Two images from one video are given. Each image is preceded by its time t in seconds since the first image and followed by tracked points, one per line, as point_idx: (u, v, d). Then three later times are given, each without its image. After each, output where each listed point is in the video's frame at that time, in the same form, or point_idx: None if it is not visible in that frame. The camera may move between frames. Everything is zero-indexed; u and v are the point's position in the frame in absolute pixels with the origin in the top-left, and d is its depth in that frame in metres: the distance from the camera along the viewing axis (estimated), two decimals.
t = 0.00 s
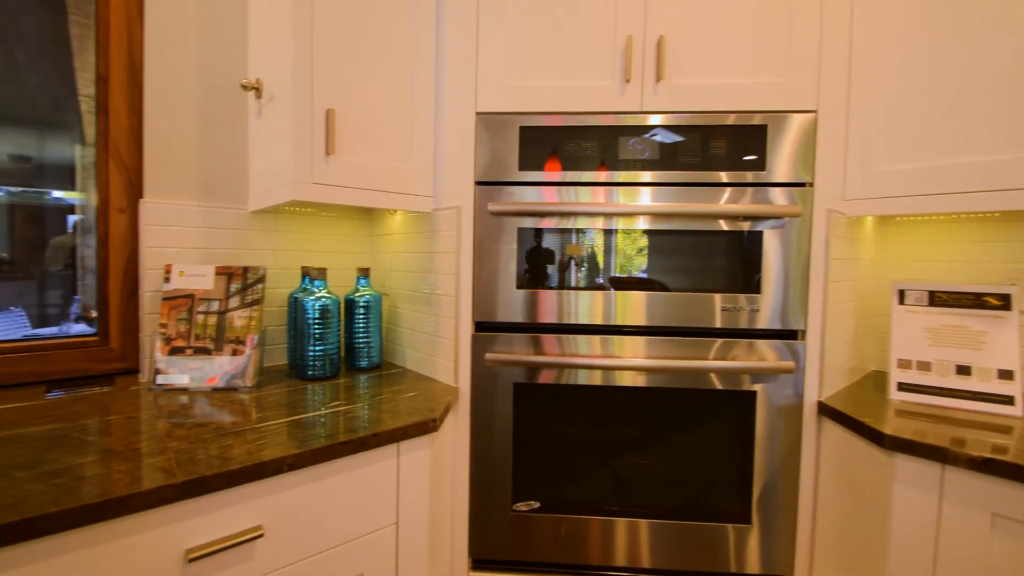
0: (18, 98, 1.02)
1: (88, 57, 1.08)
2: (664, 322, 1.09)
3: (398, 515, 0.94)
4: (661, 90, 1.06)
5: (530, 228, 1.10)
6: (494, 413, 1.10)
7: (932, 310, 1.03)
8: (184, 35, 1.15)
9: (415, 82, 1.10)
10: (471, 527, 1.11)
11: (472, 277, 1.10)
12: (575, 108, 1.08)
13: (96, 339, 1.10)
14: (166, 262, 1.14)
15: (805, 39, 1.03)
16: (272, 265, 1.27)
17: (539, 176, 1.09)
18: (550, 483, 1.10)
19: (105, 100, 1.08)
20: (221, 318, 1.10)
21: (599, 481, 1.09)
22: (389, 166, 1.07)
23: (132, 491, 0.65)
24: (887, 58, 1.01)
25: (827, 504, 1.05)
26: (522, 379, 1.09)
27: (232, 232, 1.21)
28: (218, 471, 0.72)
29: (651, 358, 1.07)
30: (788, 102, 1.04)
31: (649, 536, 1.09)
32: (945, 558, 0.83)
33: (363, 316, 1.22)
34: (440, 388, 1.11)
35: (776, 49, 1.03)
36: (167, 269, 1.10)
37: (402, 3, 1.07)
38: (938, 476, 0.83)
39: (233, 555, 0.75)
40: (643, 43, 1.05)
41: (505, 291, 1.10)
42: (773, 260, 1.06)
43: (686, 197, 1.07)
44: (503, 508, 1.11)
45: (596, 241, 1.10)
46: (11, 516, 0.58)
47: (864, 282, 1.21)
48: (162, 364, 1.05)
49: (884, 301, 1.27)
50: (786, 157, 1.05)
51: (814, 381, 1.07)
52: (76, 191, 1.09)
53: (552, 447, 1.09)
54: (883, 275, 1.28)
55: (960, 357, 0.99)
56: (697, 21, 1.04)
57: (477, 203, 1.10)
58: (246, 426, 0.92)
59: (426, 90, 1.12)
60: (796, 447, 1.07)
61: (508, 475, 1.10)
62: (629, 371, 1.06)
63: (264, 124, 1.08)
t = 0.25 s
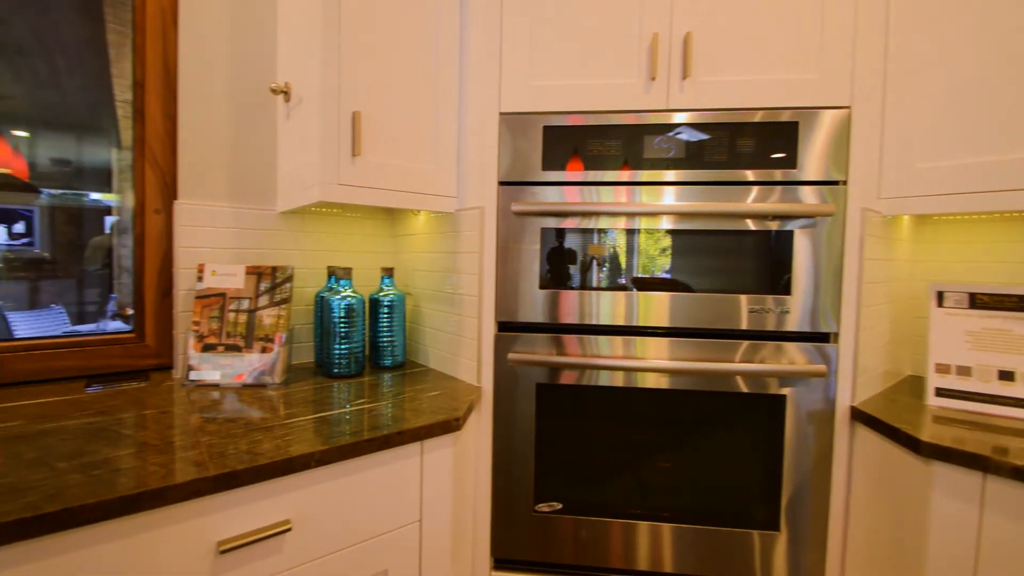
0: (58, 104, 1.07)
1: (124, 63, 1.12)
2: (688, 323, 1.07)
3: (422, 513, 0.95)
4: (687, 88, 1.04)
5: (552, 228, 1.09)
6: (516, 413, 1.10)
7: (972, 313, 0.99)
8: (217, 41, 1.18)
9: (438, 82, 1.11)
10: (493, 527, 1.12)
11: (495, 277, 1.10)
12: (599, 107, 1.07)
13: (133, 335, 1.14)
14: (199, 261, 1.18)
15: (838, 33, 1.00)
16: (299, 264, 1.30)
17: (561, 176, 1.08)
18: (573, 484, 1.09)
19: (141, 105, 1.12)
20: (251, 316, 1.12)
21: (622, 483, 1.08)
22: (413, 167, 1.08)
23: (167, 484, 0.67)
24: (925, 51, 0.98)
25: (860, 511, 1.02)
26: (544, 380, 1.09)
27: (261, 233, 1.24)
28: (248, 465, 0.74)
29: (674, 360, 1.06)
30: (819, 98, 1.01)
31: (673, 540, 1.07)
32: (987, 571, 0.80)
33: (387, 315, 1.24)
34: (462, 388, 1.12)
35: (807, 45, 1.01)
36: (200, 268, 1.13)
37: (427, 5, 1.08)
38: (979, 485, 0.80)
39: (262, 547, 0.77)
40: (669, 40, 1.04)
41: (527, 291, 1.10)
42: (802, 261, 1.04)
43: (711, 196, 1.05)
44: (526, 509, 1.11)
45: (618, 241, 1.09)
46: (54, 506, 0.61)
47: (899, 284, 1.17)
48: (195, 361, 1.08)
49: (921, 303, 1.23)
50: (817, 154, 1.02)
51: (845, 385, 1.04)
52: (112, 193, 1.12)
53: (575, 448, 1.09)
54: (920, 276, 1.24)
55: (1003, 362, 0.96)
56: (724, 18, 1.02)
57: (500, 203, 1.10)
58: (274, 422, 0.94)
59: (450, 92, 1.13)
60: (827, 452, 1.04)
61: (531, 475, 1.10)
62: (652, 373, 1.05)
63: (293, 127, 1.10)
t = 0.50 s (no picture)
0: (89, 108, 1.10)
1: (152, 67, 1.15)
2: (707, 325, 1.05)
3: (441, 512, 0.95)
4: (709, 85, 1.03)
5: (569, 228, 1.09)
6: (534, 414, 1.10)
7: (1006, 316, 0.96)
8: (242, 45, 1.21)
9: (458, 83, 1.11)
10: (511, 527, 1.12)
11: (514, 278, 1.10)
12: (619, 106, 1.06)
13: (160, 333, 1.17)
14: (223, 261, 1.20)
15: (866, 28, 0.98)
16: (320, 264, 1.32)
17: (579, 176, 1.08)
18: (591, 486, 1.09)
19: (168, 109, 1.15)
20: (274, 315, 1.14)
21: (641, 485, 1.07)
22: (432, 167, 1.09)
23: (194, 478, 0.69)
24: (958, 44, 0.94)
25: (888, 519, 1.00)
26: (560, 380, 1.09)
27: (283, 233, 1.26)
28: (272, 461, 0.75)
29: (694, 361, 1.04)
30: (846, 95, 0.99)
31: (693, 544, 1.06)
32: None
33: (406, 315, 1.25)
34: (480, 388, 1.12)
35: (833, 40, 0.99)
36: (225, 268, 1.16)
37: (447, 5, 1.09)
38: (1016, 494, 0.77)
39: (284, 542, 0.78)
40: (690, 38, 1.03)
41: (544, 291, 1.10)
42: (827, 261, 1.01)
43: (732, 195, 1.03)
44: (544, 509, 1.10)
45: (636, 241, 1.08)
46: (87, 498, 0.62)
47: (930, 285, 1.13)
48: (220, 358, 1.11)
49: (953, 305, 1.19)
50: (842, 152, 1.00)
51: (872, 389, 1.01)
52: (140, 195, 1.16)
53: (593, 449, 1.08)
54: (951, 277, 1.20)
55: None
56: (747, 14, 1.01)
57: (518, 203, 1.10)
58: (296, 419, 0.95)
59: (469, 92, 1.13)
60: (853, 458, 1.02)
61: (549, 476, 1.10)
62: (671, 375, 1.04)
63: (315, 129, 1.12)
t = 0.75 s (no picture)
0: (123, 113, 1.14)
1: (183, 73, 1.18)
2: (733, 326, 1.03)
3: (463, 511, 0.95)
4: (737, 82, 1.01)
5: (591, 228, 1.08)
6: (555, 415, 1.09)
7: None
8: (270, 49, 1.24)
9: (480, 83, 1.12)
10: (533, 528, 1.11)
11: (536, 278, 1.10)
12: (643, 104, 1.05)
13: (192, 330, 1.21)
14: (252, 261, 1.23)
15: (901, 21, 0.95)
16: (345, 264, 1.34)
17: (602, 176, 1.07)
18: (614, 488, 1.08)
19: (199, 112, 1.18)
20: (301, 313, 1.17)
21: (663, 488, 1.06)
22: (455, 168, 1.10)
23: (225, 472, 0.71)
24: (1002, 35, 0.90)
25: (924, 528, 0.96)
26: (581, 381, 1.08)
27: (309, 233, 1.28)
28: (299, 457, 0.77)
29: (719, 364, 1.02)
30: (880, 90, 0.96)
31: (717, 550, 1.04)
32: None
33: (429, 314, 1.26)
34: (502, 387, 1.12)
35: (866, 34, 0.96)
36: (254, 268, 1.18)
37: (470, 6, 1.09)
38: None
39: (311, 537, 0.79)
40: (717, 33, 1.01)
41: (566, 292, 1.09)
42: (859, 261, 0.98)
43: (758, 194, 1.01)
44: (566, 511, 1.10)
45: (658, 241, 1.06)
46: (124, 490, 0.65)
47: (969, 287, 1.09)
48: (249, 356, 1.13)
49: (994, 308, 1.15)
50: (875, 150, 0.97)
51: (907, 393, 0.98)
52: (172, 196, 1.19)
53: (615, 451, 1.07)
54: (992, 278, 1.16)
55: None
56: (776, 9, 0.99)
57: (541, 204, 1.10)
58: (322, 416, 0.97)
59: (491, 93, 1.13)
60: (887, 464, 0.99)
61: (570, 477, 1.09)
62: (695, 377, 1.02)
63: (340, 131, 1.14)
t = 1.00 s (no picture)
0: (158, 118, 1.18)
1: (215, 78, 1.22)
2: (761, 328, 1.01)
3: (487, 510, 0.96)
4: (767, 78, 0.99)
5: (614, 228, 1.07)
6: (579, 416, 1.09)
7: None
8: (299, 53, 1.26)
9: (504, 83, 1.12)
10: (556, 529, 1.11)
11: (560, 278, 1.10)
12: (669, 102, 1.04)
13: (223, 328, 1.24)
14: (281, 260, 1.26)
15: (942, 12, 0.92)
16: (370, 264, 1.36)
17: (626, 175, 1.06)
18: (637, 491, 1.07)
19: (231, 116, 1.22)
20: (327, 312, 1.19)
21: (688, 493, 1.04)
22: (479, 168, 1.10)
23: (257, 466, 0.73)
24: None
25: (964, 540, 0.92)
26: (604, 382, 1.07)
27: (336, 233, 1.31)
28: (327, 452, 0.78)
29: (746, 367, 1.00)
30: (919, 84, 0.93)
31: (745, 556, 1.02)
32: None
33: (452, 314, 1.27)
34: (525, 387, 1.12)
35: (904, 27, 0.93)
36: (283, 267, 1.21)
37: (494, 7, 1.10)
38: None
39: (338, 532, 0.81)
40: (746, 29, 0.99)
41: (589, 292, 1.09)
42: (894, 262, 0.95)
43: (788, 193, 0.99)
44: (589, 513, 1.09)
45: (683, 241, 1.05)
46: (162, 482, 0.67)
47: (1015, 289, 1.04)
48: (277, 353, 1.16)
49: None
50: (911, 147, 0.94)
51: (946, 399, 0.94)
52: (204, 198, 1.23)
53: (639, 453, 1.06)
54: None
55: None
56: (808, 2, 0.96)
57: (565, 204, 1.09)
58: (348, 413, 0.99)
59: (515, 93, 1.13)
60: (924, 473, 0.95)
61: (594, 479, 1.08)
62: (721, 380, 1.01)
63: (366, 133, 1.15)
